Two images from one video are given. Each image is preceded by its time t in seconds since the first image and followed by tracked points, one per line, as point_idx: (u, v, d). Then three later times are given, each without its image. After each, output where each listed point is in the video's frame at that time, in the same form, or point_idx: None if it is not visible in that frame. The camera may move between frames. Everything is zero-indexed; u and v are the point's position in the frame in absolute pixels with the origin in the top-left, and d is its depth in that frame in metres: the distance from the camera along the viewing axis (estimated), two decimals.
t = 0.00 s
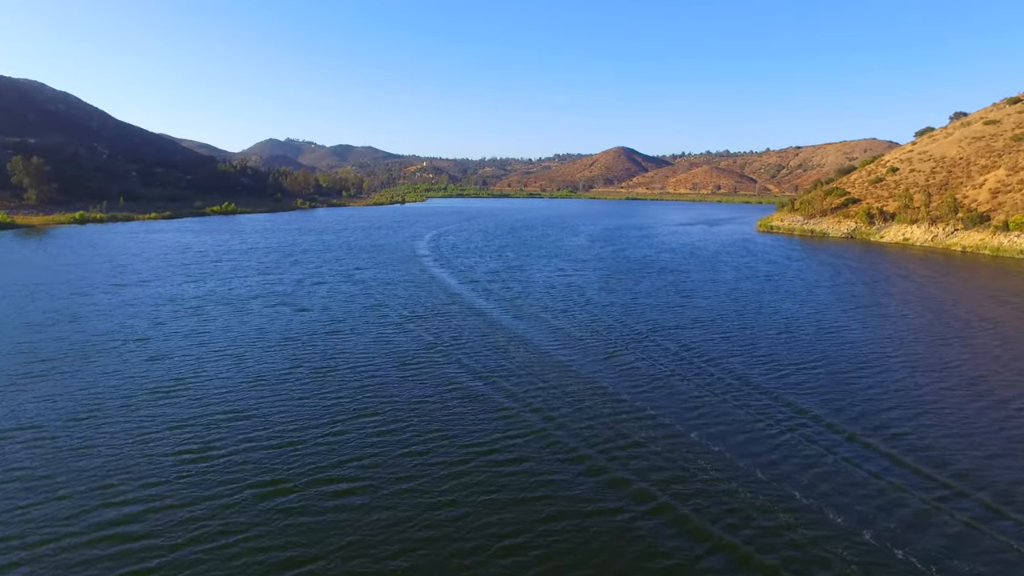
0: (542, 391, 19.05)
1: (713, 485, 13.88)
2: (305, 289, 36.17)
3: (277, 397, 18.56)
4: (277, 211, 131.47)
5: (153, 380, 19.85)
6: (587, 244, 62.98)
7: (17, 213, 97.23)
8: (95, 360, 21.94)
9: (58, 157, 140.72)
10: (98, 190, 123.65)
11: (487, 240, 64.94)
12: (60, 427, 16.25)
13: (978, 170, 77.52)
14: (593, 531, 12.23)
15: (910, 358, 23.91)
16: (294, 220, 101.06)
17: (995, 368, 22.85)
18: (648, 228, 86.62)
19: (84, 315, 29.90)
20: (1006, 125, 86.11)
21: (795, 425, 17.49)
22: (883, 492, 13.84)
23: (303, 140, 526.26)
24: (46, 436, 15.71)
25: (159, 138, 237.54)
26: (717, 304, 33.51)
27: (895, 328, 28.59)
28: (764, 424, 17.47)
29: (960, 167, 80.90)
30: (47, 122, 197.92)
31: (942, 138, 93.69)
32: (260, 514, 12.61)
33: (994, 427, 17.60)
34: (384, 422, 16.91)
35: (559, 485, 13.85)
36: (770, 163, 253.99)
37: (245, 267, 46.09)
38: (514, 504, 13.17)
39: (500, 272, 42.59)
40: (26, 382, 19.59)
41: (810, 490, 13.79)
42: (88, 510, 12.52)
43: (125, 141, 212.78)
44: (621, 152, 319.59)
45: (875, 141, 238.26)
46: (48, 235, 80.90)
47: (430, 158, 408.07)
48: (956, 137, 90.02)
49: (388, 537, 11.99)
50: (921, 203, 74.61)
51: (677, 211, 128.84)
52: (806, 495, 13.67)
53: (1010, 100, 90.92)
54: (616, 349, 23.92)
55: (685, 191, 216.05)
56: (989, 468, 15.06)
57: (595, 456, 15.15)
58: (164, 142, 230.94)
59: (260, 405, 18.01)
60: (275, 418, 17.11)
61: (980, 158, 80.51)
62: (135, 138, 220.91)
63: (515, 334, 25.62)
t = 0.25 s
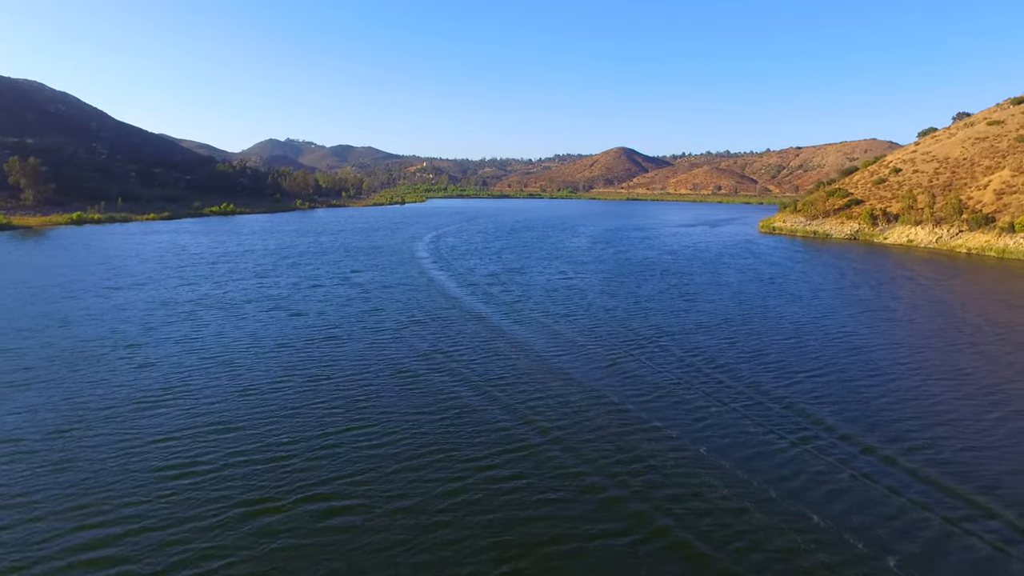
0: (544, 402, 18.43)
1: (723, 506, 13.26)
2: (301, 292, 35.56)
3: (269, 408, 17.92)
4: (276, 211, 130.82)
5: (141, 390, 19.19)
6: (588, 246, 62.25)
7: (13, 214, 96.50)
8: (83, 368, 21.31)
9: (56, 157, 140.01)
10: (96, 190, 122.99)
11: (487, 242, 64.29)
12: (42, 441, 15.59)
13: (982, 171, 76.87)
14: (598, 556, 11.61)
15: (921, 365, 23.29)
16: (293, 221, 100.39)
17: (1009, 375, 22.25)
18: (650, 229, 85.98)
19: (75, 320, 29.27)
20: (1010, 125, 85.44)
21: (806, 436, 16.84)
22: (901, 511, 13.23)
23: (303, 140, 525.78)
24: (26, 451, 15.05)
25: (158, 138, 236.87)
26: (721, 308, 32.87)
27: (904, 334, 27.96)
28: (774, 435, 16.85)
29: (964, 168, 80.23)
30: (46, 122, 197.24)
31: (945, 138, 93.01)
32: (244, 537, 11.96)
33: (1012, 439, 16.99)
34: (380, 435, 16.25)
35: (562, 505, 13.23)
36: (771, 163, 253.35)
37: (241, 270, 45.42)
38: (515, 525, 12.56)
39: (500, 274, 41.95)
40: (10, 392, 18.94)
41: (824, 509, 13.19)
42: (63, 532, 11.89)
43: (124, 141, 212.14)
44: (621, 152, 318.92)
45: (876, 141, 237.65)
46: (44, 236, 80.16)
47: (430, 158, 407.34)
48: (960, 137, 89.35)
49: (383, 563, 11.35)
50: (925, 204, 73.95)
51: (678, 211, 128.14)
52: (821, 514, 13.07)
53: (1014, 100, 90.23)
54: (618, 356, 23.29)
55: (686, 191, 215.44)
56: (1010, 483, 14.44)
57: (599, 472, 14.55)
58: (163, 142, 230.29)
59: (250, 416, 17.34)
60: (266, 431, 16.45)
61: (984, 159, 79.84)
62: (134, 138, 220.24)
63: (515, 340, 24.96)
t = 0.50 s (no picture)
0: (544, 413, 17.77)
1: (732, 527, 12.59)
2: (297, 296, 34.90)
3: (259, 419, 17.24)
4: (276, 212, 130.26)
5: (128, 399, 18.53)
6: (589, 247, 61.57)
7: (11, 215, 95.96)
8: (69, 377, 20.67)
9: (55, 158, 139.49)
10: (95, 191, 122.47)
11: (487, 243, 63.64)
12: (21, 456, 14.94)
13: (987, 172, 76.12)
14: None
15: (934, 373, 22.58)
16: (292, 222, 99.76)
17: None
18: (651, 230, 85.37)
19: (65, 325, 28.64)
20: (1015, 125, 84.65)
21: (819, 449, 16.17)
22: (923, 532, 12.57)
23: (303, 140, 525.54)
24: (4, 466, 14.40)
25: (158, 138, 236.48)
26: (725, 312, 32.18)
27: (914, 339, 27.27)
28: (785, 448, 16.17)
29: (968, 169, 79.47)
30: (45, 122, 196.80)
31: (949, 139, 92.24)
32: (227, 563, 11.30)
33: None
34: (374, 449, 15.56)
35: (564, 525, 12.56)
36: (772, 163, 252.68)
37: (238, 272, 44.75)
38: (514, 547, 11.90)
39: (500, 277, 41.27)
40: None
41: (839, 530, 12.52)
42: (36, 557, 11.23)
43: (124, 142, 211.75)
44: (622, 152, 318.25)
45: (877, 142, 236.91)
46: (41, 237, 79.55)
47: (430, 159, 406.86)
48: (964, 138, 88.58)
49: None
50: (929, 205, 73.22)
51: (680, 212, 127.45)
52: (836, 536, 12.41)
53: (1019, 100, 89.44)
54: (621, 363, 22.62)
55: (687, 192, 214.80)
56: None
57: (603, 489, 13.90)
58: (163, 143, 229.93)
59: (240, 428, 16.67)
60: (256, 443, 15.79)
61: (989, 159, 79.06)
62: (134, 139, 219.84)
63: (515, 346, 24.28)
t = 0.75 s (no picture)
0: (546, 425, 17.06)
1: (745, 553, 11.89)
2: (293, 300, 34.19)
3: (249, 431, 16.55)
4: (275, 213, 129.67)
5: (114, 410, 17.84)
6: (590, 250, 60.86)
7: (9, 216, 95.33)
8: (55, 386, 20.00)
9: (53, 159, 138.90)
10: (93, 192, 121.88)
11: (488, 245, 62.97)
12: None
13: (992, 173, 75.39)
14: None
15: (948, 381, 21.84)
16: (291, 223, 99.15)
17: None
18: (653, 232, 84.68)
19: (54, 330, 27.96)
20: (1020, 126, 83.91)
21: (833, 464, 15.45)
22: (947, 557, 11.84)
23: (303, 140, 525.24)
24: None
25: (158, 139, 236.02)
26: (730, 317, 31.44)
27: (926, 346, 26.52)
28: (797, 462, 15.46)
29: (973, 170, 78.73)
30: (44, 122, 196.28)
31: (953, 140, 91.51)
32: None
33: None
34: (368, 464, 14.88)
35: (567, 550, 11.87)
36: (773, 164, 252.10)
37: (234, 275, 44.08)
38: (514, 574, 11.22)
39: (500, 281, 40.57)
40: None
41: (857, 556, 11.82)
42: None
43: (124, 142, 211.21)
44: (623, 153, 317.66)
45: (879, 142, 236.23)
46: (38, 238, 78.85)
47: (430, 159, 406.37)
48: (969, 139, 87.83)
49: None
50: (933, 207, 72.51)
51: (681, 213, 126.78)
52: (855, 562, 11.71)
53: None
54: (624, 371, 21.91)
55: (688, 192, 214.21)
56: None
57: (608, 509, 13.20)
58: (163, 143, 229.39)
59: (229, 441, 15.98)
60: (245, 457, 15.11)
61: (993, 160, 78.31)
62: (133, 139, 219.28)
63: (515, 353, 23.56)
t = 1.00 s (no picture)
0: (547, 437, 16.42)
1: None
2: (288, 303, 33.55)
3: (239, 444, 15.91)
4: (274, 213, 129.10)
5: (98, 421, 17.20)
6: (591, 251, 60.23)
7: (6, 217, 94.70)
8: (39, 395, 19.36)
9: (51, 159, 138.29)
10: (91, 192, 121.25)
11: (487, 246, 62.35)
12: None
13: (996, 173, 74.74)
14: None
15: (962, 389, 21.20)
16: (290, 223, 98.53)
17: None
18: (654, 232, 84.03)
19: (44, 335, 27.32)
20: None
21: (846, 479, 14.80)
22: None
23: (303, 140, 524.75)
24: None
25: (158, 139, 235.42)
26: (734, 321, 30.80)
27: (935, 351, 25.90)
28: (809, 477, 14.83)
29: (977, 170, 78.08)
30: (43, 122, 195.63)
31: (957, 139, 90.82)
32: None
33: None
34: (361, 479, 14.23)
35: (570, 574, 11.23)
36: (774, 163, 251.58)
37: (230, 277, 43.42)
38: None
39: (500, 283, 39.95)
40: None
41: None
42: None
43: (123, 142, 210.67)
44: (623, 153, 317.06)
45: (880, 142, 235.57)
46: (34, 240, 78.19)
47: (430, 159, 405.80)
48: (972, 138, 87.16)
49: None
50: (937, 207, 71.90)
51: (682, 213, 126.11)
52: None
53: None
54: (627, 378, 21.27)
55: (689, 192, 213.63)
56: None
57: (613, 529, 12.56)
58: (162, 143, 228.74)
59: (217, 454, 15.34)
60: (233, 472, 14.47)
61: (997, 160, 77.65)
62: (132, 138, 218.69)
63: (515, 359, 22.94)
